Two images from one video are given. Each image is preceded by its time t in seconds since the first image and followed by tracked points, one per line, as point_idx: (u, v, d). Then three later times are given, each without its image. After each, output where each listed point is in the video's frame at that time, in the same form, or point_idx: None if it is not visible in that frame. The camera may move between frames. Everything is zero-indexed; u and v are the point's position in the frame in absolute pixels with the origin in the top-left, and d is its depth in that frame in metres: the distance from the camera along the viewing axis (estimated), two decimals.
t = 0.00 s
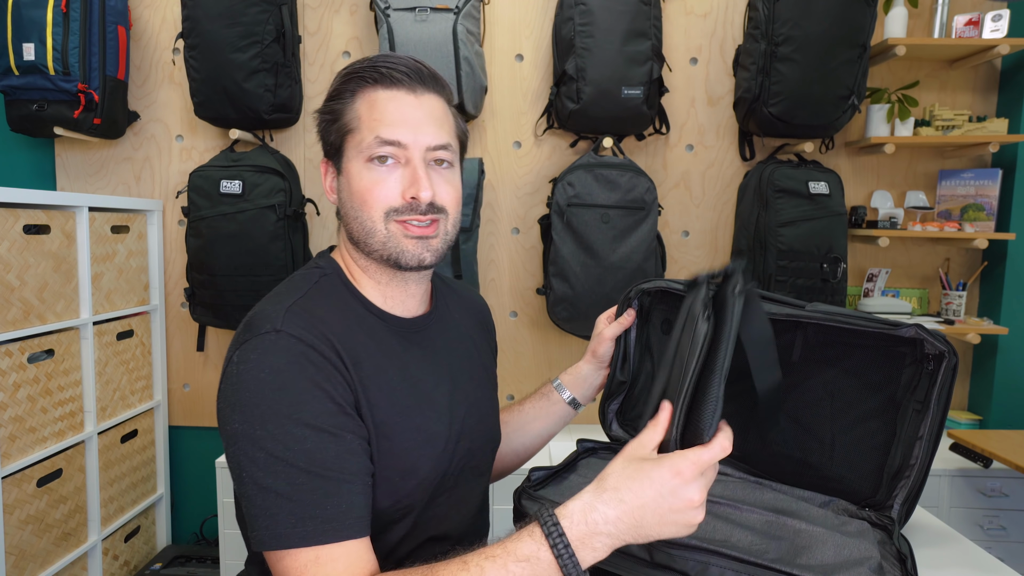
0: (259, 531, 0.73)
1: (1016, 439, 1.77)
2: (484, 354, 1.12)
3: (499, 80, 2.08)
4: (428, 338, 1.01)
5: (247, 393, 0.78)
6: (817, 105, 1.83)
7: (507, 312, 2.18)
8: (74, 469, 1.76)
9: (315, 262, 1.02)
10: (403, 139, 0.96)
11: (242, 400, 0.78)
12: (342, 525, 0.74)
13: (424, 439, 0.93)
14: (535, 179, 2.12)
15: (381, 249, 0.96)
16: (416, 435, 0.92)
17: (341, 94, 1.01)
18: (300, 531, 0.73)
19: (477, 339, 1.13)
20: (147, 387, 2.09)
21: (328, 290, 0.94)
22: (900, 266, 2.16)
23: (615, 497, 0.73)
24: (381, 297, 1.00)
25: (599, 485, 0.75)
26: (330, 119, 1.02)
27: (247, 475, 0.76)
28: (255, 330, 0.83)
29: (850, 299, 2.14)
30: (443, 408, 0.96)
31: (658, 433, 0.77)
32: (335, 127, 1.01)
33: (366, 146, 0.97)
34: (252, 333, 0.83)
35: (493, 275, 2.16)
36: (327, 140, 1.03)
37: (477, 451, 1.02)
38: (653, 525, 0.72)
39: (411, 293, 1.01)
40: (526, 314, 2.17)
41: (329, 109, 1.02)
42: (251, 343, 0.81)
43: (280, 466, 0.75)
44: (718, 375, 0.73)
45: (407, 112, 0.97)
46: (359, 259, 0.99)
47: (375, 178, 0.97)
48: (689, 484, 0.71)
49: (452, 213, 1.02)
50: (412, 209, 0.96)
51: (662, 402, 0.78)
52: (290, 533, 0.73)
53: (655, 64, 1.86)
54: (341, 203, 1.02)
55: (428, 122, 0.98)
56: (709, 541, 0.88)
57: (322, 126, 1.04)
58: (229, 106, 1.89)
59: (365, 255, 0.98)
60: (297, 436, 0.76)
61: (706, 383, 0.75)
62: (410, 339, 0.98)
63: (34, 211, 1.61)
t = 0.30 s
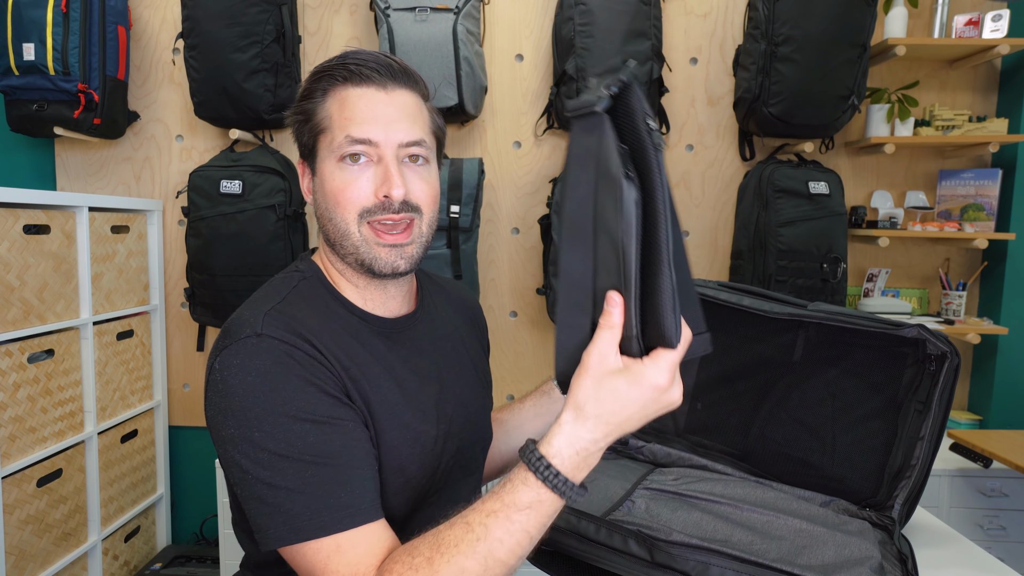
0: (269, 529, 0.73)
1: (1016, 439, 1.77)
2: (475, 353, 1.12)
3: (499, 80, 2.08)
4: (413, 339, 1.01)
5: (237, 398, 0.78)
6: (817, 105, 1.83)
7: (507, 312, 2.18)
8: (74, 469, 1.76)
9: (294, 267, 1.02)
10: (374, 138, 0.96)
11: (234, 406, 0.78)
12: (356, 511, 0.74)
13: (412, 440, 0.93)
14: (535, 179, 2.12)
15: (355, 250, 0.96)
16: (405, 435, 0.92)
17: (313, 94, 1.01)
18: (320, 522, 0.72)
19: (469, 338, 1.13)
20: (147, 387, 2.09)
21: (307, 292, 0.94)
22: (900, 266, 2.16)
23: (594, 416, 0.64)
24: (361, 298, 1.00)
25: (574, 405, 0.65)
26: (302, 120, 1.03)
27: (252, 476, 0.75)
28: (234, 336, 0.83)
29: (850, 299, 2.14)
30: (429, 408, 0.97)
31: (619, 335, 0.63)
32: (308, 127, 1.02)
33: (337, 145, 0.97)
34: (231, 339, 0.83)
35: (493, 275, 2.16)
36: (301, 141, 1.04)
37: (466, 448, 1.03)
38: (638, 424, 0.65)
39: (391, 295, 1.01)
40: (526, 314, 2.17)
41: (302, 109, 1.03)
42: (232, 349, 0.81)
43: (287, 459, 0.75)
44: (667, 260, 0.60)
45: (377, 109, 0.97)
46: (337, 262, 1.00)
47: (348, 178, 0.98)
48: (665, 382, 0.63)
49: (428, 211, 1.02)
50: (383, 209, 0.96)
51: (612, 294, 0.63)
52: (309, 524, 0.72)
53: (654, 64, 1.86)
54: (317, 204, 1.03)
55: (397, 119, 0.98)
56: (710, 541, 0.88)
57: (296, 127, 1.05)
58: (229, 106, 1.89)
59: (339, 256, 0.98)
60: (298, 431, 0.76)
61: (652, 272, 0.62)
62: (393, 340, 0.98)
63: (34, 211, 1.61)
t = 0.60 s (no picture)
0: (267, 527, 0.73)
1: (1016, 439, 1.77)
2: (473, 352, 1.12)
3: (499, 80, 2.08)
4: (409, 340, 1.01)
5: (231, 399, 0.78)
6: (817, 105, 1.83)
7: (508, 312, 2.18)
8: (74, 469, 1.76)
9: (289, 268, 1.02)
10: (371, 137, 0.96)
11: (228, 406, 0.77)
12: (359, 504, 0.74)
13: (411, 439, 0.93)
14: (535, 179, 2.12)
15: (352, 251, 0.95)
16: (402, 435, 0.92)
17: (308, 93, 1.01)
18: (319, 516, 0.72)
19: (466, 337, 1.13)
20: (147, 387, 2.09)
21: (298, 294, 0.94)
22: (900, 266, 2.16)
23: (657, 454, 0.67)
24: (357, 299, 1.00)
25: (638, 446, 0.67)
26: (297, 118, 1.03)
27: (249, 474, 0.75)
28: (229, 337, 0.83)
29: (850, 299, 2.14)
30: (424, 409, 0.97)
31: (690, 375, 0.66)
32: (302, 126, 1.02)
33: (333, 144, 0.97)
34: (226, 340, 0.83)
35: (493, 275, 2.17)
36: (296, 141, 1.04)
37: (464, 447, 1.03)
38: (694, 464, 0.68)
39: (387, 295, 1.01)
40: (527, 314, 2.17)
41: (296, 108, 1.03)
42: (226, 349, 0.81)
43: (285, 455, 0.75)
44: (758, 314, 0.64)
45: (374, 109, 0.97)
46: (332, 263, 0.99)
47: (344, 177, 0.97)
48: (732, 428, 0.67)
49: (423, 212, 1.02)
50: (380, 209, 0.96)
51: (692, 333, 0.65)
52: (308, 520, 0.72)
53: (655, 63, 1.86)
54: (312, 205, 1.03)
55: (394, 118, 0.98)
56: (710, 541, 0.88)
57: (290, 126, 1.05)
58: (229, 106, 1.89)
59: (335, 256, 0.98)
60: (294, 427, 0.76)
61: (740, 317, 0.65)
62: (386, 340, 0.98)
63: (34, 211, 1.61)
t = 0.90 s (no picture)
0: (270, 527, 0.73)
1: (1016, 439, 1.77)
2: (472, 351, 1.12)
3: (499, 80, 2.08)
4: (409, 338, 1.01)
5: (234, 399, 0.78)
6: (817, 105, 1.83)
7: (507, 312, 2.18)
8: (74, 469, 1.76)
9: (290, 268, 1.02)
10: (381, 135, 0.96)
11: (231, 407, 0.77)
12: (362, 504, 0.74)
13: (413, 438, 0.93)
14: (535, 179, 2.12)
15: (363, 250, 0.95)
16: (405, 434, 0.92)
17: (313, 92, 1.00)
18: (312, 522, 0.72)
19: (465, 336, 1.12)
20: (147, 387, 2.09)
21: (301, 295, 0.94)
22: (900, 266, 2.16)
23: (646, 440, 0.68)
24: (359, 299, 0.99)
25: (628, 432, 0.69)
26: (302, 119, 1.02)
27: (252, 475, 0.75)
28: (232, 336, 0.83)
29: (850, 299, 2.14)
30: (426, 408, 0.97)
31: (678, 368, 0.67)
32: (308, 127, 1.01)
33: (342, 143, 0.96)
34: (228, 340, 0.83)
35: (493, 275, 2.17)
36: (300, 141, 1.03)
37: (465, 445, 1.02)
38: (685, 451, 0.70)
39: (389, 295, 1.00)
40: (526, 314, 2.17)
41: (301, 108, 1.02)
42: (229, 349, 0.81)
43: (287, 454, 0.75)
44: (739, 301, 0.64)
45: (382, 108, 0.97)
46: (341, 263, 0.98)
47: (353, 177, 0.96)
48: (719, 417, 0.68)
49: (432, 211, 1.01)
50: (391, 207, 0.96)
51: (678, 325, 0.65)
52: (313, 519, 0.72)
53: (655, 63, 1.86)
54: (318, 204, 1.01)
55: (402, 118, 0.98)
56: (710, 541, 0.88)
57: (293, 126, 1.04)
58: (229, 106, 1.89)
59: (345, 255, 0.97)
60: (296, 428, 0.76)
61: (719, 307, 0.65)
62: (392, 339, 0.98)
63: (34, 211, 1.61)
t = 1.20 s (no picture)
0: (281, 523, 0.72)
1: (1016, 439, 1.77)
2: (472, 351, 1.12)
3: (499, 80, 2.08)
4: (411, 337, 1.01)
5: (239, 395, 0.78)
6: (817, 105, 1.83)
7: (507, 312, 2.18)
8: (74, 469, 1.76)
9: (290, 268, 1.01)
10: (436, 154, 0.93)
11: (235, 400, 0.78)
12: (370, 491, 0.73)
13: (416, 436, 0.94)
14: (535, 179, 2.12)
15: (409, 265, 0.95)
16: (407, 431, 0.93)
17: (356, 99, 0.90)
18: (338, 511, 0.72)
19: (466, 336, 1.12)
20: (147, 387, 2.09)
21: (301, 295, 0.94)
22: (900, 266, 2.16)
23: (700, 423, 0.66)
24: (367, 301, 1.00)
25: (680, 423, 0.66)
26: (339, 124, 0.90)
27: (261, 468, 0.74)
28: (235, 333, 0.83)
29: (850, 299, 2.14)
30: (429, 406, 0.97)
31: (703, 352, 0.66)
32: (351, 136, 0.90)
33: (401, 162, 0.91)
34: (232, 338, 0.83)
35: (493, 275, 2.16)
36: (330, 146, 0.92)
37: (465, 445, 1.02)
38: (745, 426, 0.67)
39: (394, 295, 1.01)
40: (526, 314, 2.17)
41: (336, 112, 0.90)
42: (232, 347, 0.81)
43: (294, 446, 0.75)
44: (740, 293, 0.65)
45: (431, 123, 0.94)
46: (377, 274, 0.96)
47: (408, 195, 0.93)
48: (759, 382, 0.67)
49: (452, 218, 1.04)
50: (440, 223, 0.96)
51: (693, 320, 0.66)
52: (325, 510, 0.71)
53: (655, 64, 1.86)
54: (352, 216, 0.94)
55: (444, 132, 0.96)
56: (710, 541, 0.88)
57: (319, 129, 0.92)
58: (229, 106, 1.89)
59: (387, 268, 0.95)
60: (303, 418, 0.76)
61: (721, 293, 0.65)
62: (395, 335, 0.99)
63: (34, 211, 1.61)
